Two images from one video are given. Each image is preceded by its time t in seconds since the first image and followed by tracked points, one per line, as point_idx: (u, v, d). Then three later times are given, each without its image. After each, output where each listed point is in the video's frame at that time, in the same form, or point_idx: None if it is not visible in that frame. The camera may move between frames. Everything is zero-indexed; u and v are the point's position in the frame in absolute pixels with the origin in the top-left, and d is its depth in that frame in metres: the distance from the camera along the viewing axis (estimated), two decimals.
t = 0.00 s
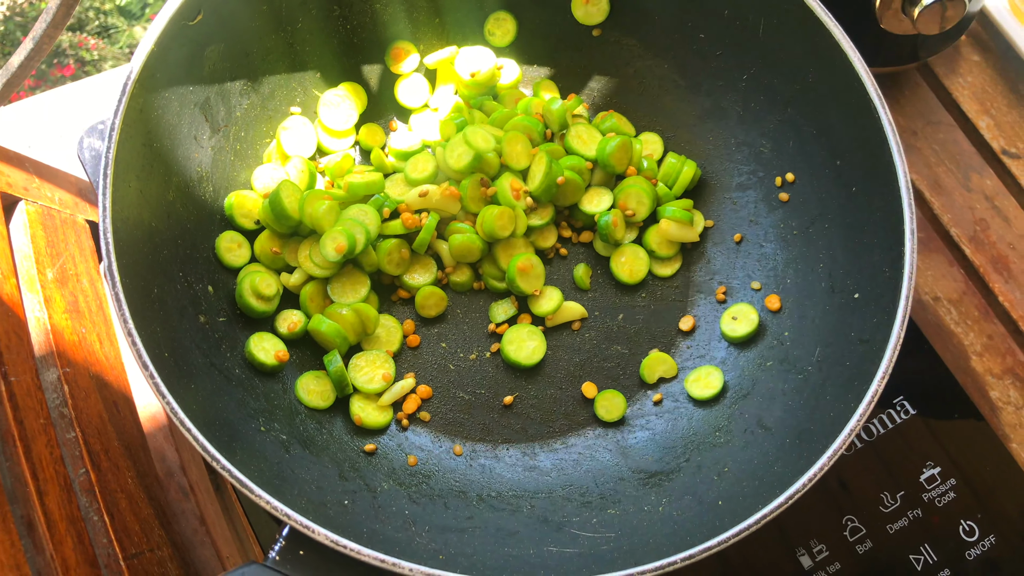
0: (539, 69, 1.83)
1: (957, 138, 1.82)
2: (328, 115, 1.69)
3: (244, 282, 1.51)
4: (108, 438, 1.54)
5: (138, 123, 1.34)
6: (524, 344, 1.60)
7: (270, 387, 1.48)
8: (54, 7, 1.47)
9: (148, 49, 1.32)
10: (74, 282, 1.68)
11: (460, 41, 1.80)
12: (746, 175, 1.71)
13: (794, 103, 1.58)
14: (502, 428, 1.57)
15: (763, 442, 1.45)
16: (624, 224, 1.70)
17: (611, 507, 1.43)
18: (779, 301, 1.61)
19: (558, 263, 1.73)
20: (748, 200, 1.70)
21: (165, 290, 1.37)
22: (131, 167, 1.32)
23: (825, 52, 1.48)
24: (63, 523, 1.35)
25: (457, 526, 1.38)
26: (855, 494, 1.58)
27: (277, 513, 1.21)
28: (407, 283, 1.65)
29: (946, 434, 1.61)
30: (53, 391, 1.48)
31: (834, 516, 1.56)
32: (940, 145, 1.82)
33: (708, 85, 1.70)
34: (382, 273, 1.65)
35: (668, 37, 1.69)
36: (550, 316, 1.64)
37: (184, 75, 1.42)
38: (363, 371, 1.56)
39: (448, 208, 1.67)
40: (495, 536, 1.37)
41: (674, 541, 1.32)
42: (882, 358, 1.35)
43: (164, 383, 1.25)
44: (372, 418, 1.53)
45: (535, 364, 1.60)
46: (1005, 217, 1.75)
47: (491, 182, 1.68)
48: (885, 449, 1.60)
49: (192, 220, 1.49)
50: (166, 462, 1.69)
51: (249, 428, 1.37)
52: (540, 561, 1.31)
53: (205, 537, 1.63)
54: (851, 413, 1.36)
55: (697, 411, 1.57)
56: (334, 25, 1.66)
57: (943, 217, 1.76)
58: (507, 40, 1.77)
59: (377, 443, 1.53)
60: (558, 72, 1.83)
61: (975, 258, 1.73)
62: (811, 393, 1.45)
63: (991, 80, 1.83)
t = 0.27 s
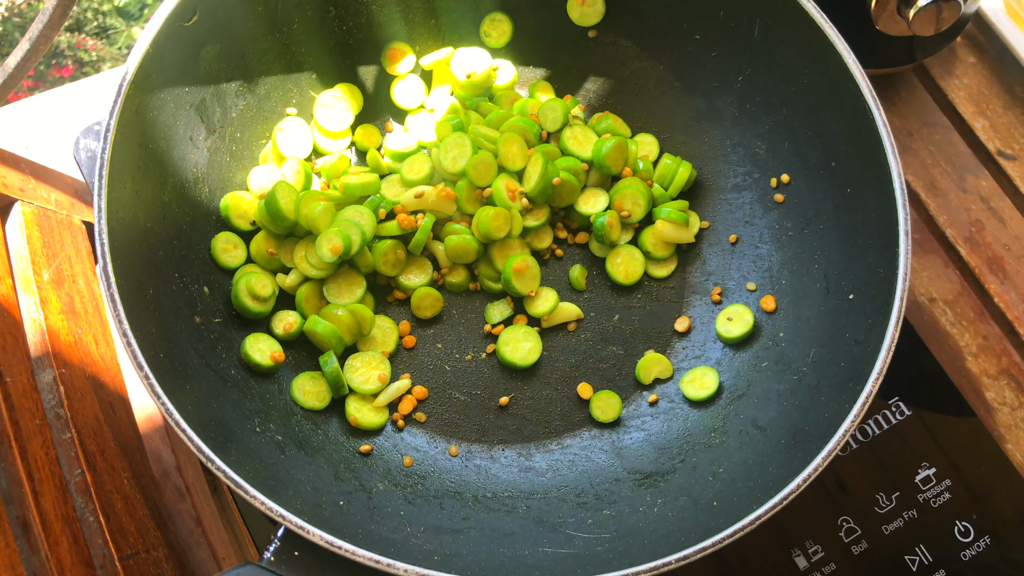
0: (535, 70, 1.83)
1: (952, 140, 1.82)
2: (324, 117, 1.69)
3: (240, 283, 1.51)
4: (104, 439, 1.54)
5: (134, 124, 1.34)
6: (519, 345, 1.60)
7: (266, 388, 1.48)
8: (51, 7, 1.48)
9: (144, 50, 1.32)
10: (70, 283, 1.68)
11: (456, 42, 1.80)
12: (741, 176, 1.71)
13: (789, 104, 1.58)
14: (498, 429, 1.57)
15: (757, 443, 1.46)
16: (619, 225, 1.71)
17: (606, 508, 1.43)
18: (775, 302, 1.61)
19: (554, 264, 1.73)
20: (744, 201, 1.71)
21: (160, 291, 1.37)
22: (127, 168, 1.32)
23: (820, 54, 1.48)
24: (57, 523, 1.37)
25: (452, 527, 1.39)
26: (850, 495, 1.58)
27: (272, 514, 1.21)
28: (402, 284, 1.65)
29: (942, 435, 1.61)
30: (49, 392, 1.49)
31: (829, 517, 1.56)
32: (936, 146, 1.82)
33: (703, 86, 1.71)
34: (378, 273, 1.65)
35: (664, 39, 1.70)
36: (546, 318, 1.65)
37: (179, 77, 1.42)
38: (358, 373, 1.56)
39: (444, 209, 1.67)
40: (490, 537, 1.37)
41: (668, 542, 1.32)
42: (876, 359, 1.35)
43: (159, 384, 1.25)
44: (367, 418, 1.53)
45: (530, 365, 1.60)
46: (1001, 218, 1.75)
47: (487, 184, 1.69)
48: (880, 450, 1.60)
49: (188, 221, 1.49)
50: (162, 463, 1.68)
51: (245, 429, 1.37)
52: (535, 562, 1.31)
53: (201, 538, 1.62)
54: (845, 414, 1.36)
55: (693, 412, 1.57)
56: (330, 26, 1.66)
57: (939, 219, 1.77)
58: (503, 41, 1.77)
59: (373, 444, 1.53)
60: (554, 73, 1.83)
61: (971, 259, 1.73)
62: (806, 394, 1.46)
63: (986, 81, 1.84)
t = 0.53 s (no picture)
0: (535, 72, 1.84)
1: (953, 141, 1.82)
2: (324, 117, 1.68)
3: (238, 284, 1.50)
4: (102, 440, 1.54)
5: (133, 124, 1.33)
6: (519, 347, 1.59)
7: (265, 389, 1.48)
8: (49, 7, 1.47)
9: (143, 50, 1.32)
10: (69, 284, 1.67)
11: (456, 43, 1.79)
12: (741, 177, 1.71)
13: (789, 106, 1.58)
14: (497, 431, 1.57)
15: (758, 445, 1.45)
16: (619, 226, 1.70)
17: (606, 510, 1.43)
18: (775, 304, 1.60)
19: (554, 265, 1.73)
20: (744, 203, 1.70)
21: (159, 292, 1.36)
22: (126, 169, 1.32)
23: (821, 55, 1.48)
24: (56, 525, 1.36)
25: (452, 529, 1.38)
26: (850, 497, 1.58)
27: (271, 516, 1.21)
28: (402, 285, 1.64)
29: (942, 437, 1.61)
30: (47, 393, 1.48)
31: (829, 519, 1.56)
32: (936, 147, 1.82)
33: (704, 87, 1.70)
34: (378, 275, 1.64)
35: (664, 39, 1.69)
36: (546, 319, 1.64)
37: (178, 77, 1.42)
38: (358, 374, 1.56)
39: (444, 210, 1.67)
40: (490, 539, 1.37)
41: (668, 544, 1.32)
42: (877, 361, 1.35)
43: (158, 386, 1.25)
44: (366, 420, 1.53)
45: (530, 366, 1.59)
46: (1001, 219, 1.75)
47: (487, 184, 1.68)
48: (880, 452, 1.60)
49: (187, 222, 1.49)
50: (160, 464, 1.68)
51: (244, 430, 1.36)
52: (535, 565, 1.31)
53: (200, 539, 1.62)
54: (846, 416, 1.35)
55: (693, 414, 1.57)
56: (330, 27, 1.66)
57: (940, 220, 1.76)
58: (503, 41, 1.78)
59: (372, 446, 1.52)
60: (554, 74, 1.83)
61: (972, 261, 1.73)
62: (807, 396, 1.45)
63: (987, 82, 1.83)
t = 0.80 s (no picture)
0: (535, 72, 1.82)
1: (953, 143, 1.82)
2: (324, 118, 1.68)
3: (236, 285, 1.50)
4: (99, 441, 1.53)
5: (130, 125, 1.33)
6: (518, 348, 1.59)
7: (262, 391, 1.47)
8: (48, 7, 1.46)
9: (141, 51, 1.31)
10: (66, 284, 1.67)
11: (456, 43, 1.79)
12: (741, 179, 1.70)
13: (789, 108, 1.57)
14: (496, 432, 1.56)
15: (757, 448, 1.45)
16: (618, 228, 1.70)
17: (605, 513, 1.42)
18: (775, 306, 1.60)
19: (554, 267, 1.72)
20: (744, 205, 1.69)
21: (156, 293, 1.36)
22: (123, 169, 1.31)
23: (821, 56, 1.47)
24: (52, 526, 1.35)
25: (449, 532, 1.38)
26: (850, 500, 1.57)
27: (268, 519, 1.20)
28: (402, 287, 1.64)
29: (942, 439, 1.60)
30: (44, 394, 1.48)
31: (829, 523, 1.55)
32: (937, 149, 1.81)
33: (703, 89, 1.70)
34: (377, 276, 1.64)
35: (664, 41, 1.69)
36: (545, 320, 1.63)
37: (176, 77, 1.41)
38: (355, 376, 1.55)
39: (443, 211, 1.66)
40: (488, 543, 1.36)
41: (667, 548, 1.31)
42: (877, 364, 1.34)
43: (155, 387, 1.24)
44: (364, 422, 1.52)
45: (529, 368, 1.59)
46: (1001, 222, 1.75)
47: (486, 186, 1.68)
48: (880, 456, 1.59)
49: (185, 222, 1.48)
50: (158, 465, 1.68)
51: (241, 432, 1.36)
52: (533, 568, 1.30)
53: (197, 541, 1.62)
54: (846, 419, 1.35)
55: (692, 417, 1.56)
56: (329, 27, 1.65)
57: (940, 222, 1.76)
58: (503, 42, 1.76)
59: (370, 448, 1.52)
60: (554, 75, 1.82)
61: (972, 263, 1.72)
62: (806, 399, 1.45)
63: (987, 85, 1.83)
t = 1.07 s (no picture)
0: (536, 75, 1.83)
1: (956, 146, 1.81)
2: (326, 120, 1.67)
3: (238, 287, 1.49)
4: (101, 443, 1.53)
5: (133, 127, 1.33)
6: (519, 351, 1.59)
7: (264, 393, 1.47)
8: (52, 8, 1.48)
9: (143, 53, 1.31)
10: (68, 286, 1.67)
11: (458, 45, 1.78)
12: (743, 183, 1.70)
13: (791, 111, 1.57)
14: (497, 435, 1.56)
15: (758, 452, 1.44)
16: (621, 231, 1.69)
17: (606, 517, 1.42)
18: (777, 310, 1.60)
19: (555, 270, 1.72)
20: (746, 208, 1.69)
21: (158, 295, 1.36)
22: (125, 171, 1.31)
23: (824, 60, 1.47)
24: (53, 528, 1.36)
25: (450, 535, 1.38)
26: (852, 504, 1.57)
27: (269, 522, 1.20)
28: (403, 289, 1.64)
29: (944, 443, 1.60)
30: (46, 396, 1.48)
31: (830, 526, 1.55)
32: (939, 152, 1.81)
33: (706, 92, 1.69)
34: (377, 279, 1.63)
35: (666, 43, 1.68)
36: (546, 323, 1.63)
37: (179, 79, 1.42)
38: (357, 378, 1.55)
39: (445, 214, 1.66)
40: (489, 546, 1.36)
41: (668, 552, 1.31)
42: (879, 368, 1.34)
43: (156, 390, 1.24)
44: (366, 425, 1.51)
45: (530, 371, 1.59)
46: (1004, 225, 1.74)
47: (487, 189, 1.67)
48: (882, 460, 1.59)
49: (187, 225, 1.48)
50: (159, 467, 1.67)
51: (242, 435, 1.36)
52: (534, 572, 1.30)
53: (198, 543, 1.62)
54: (847, 424, 1.35)
55: (694, 420, 1.56)
56: (331, 30, 1.65)
57: (942, 226, 1.75)
58: (505, 45, 1.76)
59: (371, 451, 1.52)
60: (556, 78, 1.82)
61: (974, 267, 1.72)
62: (808, 403, 1.45)
63: (990, 88, 1.83)
